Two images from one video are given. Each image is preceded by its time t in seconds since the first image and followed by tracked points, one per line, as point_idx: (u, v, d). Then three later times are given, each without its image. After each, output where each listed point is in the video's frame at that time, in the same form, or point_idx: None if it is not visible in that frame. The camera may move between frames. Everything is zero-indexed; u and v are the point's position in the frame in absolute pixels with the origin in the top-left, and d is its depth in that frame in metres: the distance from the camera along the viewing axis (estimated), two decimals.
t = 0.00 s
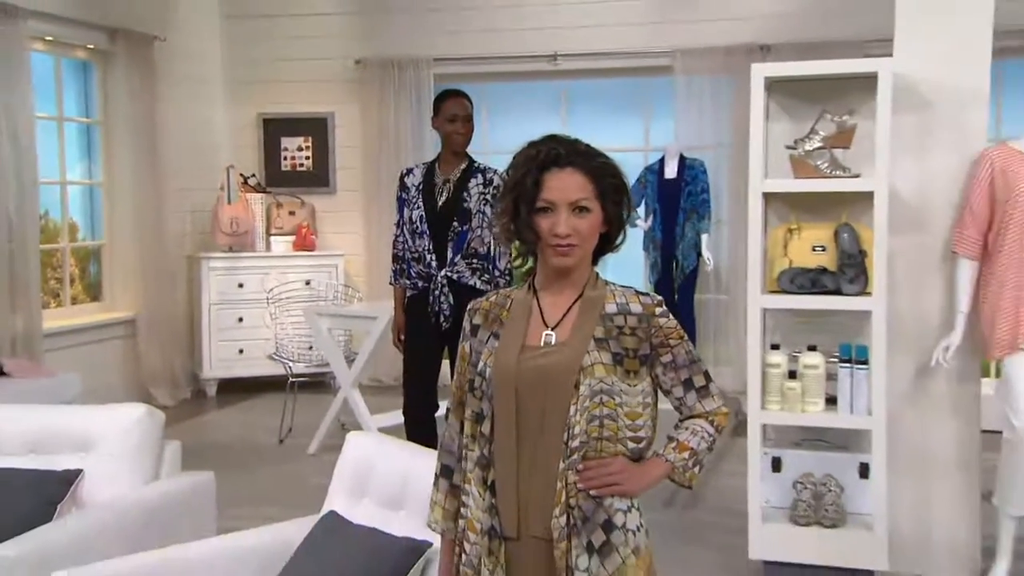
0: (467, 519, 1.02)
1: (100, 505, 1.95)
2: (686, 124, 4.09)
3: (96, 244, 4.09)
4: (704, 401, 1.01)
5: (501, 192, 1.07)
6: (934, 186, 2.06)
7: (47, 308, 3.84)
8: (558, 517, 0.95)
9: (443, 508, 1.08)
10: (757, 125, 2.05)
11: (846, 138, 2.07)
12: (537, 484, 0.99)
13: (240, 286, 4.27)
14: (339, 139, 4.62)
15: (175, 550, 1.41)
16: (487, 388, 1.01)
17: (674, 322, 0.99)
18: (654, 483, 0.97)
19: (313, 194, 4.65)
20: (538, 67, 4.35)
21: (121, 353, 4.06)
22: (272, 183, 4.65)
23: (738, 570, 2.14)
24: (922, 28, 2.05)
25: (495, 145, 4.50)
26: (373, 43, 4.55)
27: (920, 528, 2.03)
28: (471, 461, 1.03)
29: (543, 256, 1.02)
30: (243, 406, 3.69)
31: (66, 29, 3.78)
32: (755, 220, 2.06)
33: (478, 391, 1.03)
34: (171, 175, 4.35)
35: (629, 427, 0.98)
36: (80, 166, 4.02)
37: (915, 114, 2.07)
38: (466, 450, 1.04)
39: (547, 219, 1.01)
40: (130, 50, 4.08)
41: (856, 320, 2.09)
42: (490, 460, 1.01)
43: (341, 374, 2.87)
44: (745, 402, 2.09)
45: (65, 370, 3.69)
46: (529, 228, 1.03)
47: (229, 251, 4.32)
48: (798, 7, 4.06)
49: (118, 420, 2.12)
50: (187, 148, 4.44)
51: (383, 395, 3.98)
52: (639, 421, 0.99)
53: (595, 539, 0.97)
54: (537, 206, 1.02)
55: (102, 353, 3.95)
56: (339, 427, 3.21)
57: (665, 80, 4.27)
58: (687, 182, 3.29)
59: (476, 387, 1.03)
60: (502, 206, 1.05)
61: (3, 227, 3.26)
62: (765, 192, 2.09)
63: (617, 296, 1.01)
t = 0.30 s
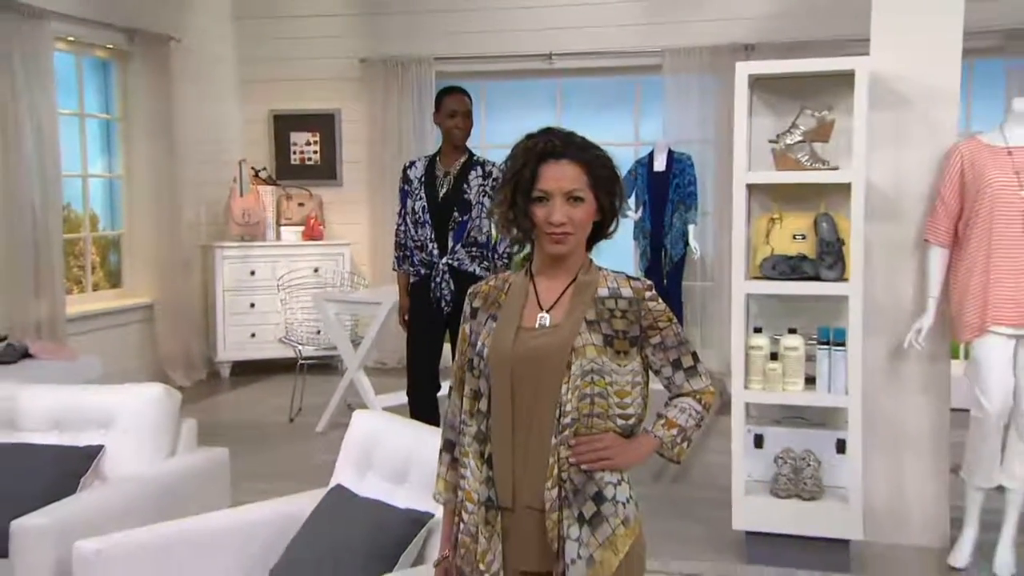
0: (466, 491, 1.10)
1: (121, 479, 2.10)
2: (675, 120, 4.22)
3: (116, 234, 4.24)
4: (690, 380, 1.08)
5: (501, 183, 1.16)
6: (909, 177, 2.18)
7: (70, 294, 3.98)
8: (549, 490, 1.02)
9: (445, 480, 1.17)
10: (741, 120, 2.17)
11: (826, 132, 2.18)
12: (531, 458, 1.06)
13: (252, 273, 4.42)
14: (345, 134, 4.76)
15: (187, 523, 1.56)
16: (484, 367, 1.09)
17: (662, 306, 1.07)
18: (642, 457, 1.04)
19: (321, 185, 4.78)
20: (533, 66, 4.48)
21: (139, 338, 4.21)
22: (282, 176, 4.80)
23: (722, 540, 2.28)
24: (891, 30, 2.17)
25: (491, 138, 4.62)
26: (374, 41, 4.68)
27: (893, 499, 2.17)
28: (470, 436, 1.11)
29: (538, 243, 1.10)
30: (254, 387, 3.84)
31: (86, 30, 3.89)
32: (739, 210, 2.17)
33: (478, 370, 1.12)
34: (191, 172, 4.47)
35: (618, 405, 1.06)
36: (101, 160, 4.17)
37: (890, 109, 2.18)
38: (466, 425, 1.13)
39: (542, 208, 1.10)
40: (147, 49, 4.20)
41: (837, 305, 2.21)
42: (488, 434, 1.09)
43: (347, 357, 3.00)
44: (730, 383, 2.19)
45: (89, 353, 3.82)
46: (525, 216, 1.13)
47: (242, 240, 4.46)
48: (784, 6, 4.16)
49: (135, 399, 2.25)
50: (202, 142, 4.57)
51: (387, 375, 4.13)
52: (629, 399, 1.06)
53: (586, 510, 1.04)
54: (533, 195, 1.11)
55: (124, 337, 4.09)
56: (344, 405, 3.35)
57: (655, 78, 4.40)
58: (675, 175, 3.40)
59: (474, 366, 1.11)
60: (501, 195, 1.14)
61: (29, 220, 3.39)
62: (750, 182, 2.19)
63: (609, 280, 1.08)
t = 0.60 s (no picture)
0: (466, 462, 1.21)
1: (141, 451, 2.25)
2: (663, 114, 4.35)
3: (136, 223, 4.39)
4: (677, 355, 1.21)
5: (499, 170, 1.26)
6: (883, 168, 2.31)
7: (93, 279, 4.13)
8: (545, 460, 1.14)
9: (446, 451, 1.29)
10: (724, 115, 2.30)
11: (805, 124, 2.31)
12: (528, 430, 1.18)
13: (264, 260, 4.59)
14: (351, 128, 4.92)
15: (201, 494, 1.70)
16: (483, 345, 1.20)
17: (650, 287, 1.19)
18: (631, 428, 1.15)
19: (329, 177, 4.95)
20: (529, 63, 4.63)
21: (158, 322, 4.37)
22: (291, 168, 4.96)
23: (707, 510, 2.42)
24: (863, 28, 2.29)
25: (489, 132, 4.77)
26: (377, 39, 4.83)
27: (866, 472, 2.32)
28: (470, 411, 1.22)
29: (534, 228, 1.21)
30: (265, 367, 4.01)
31: (108, 30, 4.02)
32: (723, 199, 2.30)
33: (476, 348, 1.23)
34: (205, 167, 4.64)
35: (609, 380, 1.17)
36: (121, 153, 4.32)
37: (863, 104, 2.31)
38: (466, 400, 1.24)
39: (537, 194, 1.20)
40: (165, 48, 4.36)
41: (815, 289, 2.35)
42: (487, 408, 1.20)
43: (353, 339, 3.15)
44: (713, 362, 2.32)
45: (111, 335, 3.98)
46: (522, 203, 1.23)
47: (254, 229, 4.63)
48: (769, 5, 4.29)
49: (154, 376, 2.42)
50: (215, 137, 4.72)
51: (391, 357, 4.29)
52: (619, 374, 1.18)
53: (578, 479, 1.16)
54: (529, 181, 1.21)
55: (143, 321, 4.25)
56: (349, 384, 3.51)
57: (645, 76, 4.54)
58: (664, 167, 3.55)
59: (473, 344, 1.22)
60: (500, 182, 1.25)
61: (55, 211, 3.55)
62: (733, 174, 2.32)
63: (600, 263, 1.20)
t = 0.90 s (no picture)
0: (465, 441, 1.30)
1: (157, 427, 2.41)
2: (652, 110, 4.57)
3: (151, 214, 4.59)
4: (663, 334, 1.31)
5: (496, 160, 1.35)
6: (858, 160, 2.45)
7: (111, 267, 4.32)
8: (544, 436, 1.23)
9: (443, 430, 1.38)
10: (709, 110, 2.43)
11: (785, 119, 2.44)
12: (525, 408, 1.27)
13: (273, 250, 4.77)
14: (355, 124, 5.10)
15: (211, 467, 1.85)
16: (481, 329, 1.29)
17: (638, 271, 1.29)
18: (622, 404, 1.26)
19: (335, 170, 5.13)
20: (524, 62, 4.81)
21: (173, 307, 4.58)
22: (300, 161, 5.15)
23: (693, 484, 2.57)
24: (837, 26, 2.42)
25: (487, 127, 5.01)
26: (379, 39, 5.00)
27: (841, 447, 2.46)
28: (469, 391, 1.31)
29: (529, 217, 1.31)
30: (275, 351, 4.19)
31: (126, 30, 4.20)
32: (708, 190, 2.44)
33: (474, 331, 1.32)
34: (217, 161, 4.80)
35: (600, 359, 1.27)
36: (137, 147, 4.51)
37: (838, 99, 2.45)
38: (464, 380, 1.33)
39: (533, 185, 1.29)
40: (179, 48, 4.54)
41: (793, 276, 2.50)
42: (485, 388, 1.29)
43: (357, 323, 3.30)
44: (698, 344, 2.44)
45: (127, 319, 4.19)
46: (518, 193, 1.31)
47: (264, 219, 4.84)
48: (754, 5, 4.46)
49: (167, 357, 2.59)
50: (227, 134, 4.89)
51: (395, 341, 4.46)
52: (610, 353, 1.28)
53: (573, 453, 1.25)
54: (526, 172, 1.30)
55: (161, 306, 4.46)
56: (354, 364, 3.67)
57: (634, 73, 4.75)
58: (652, 161, 3.68)
59: (471, 328, 1.31)
60: (496, 172, 1.33)
61: (74, 205, 3.75)
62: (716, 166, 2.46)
63: (590, 249, 1.29)
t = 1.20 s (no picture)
0: (460, 419, 1.40)
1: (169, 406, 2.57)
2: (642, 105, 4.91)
3: (166, 205, 4.93)
4: (644, 319, 1.43)
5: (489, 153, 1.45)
6: (832, 154, 2.59)
7: (128, 255, 4.65)
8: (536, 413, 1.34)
9: (437, 409, 1.49)
10: (693, 104, 2.57)
11: (763, 115, 2.59)
12: (517, 388, 1.38)
13: (281, 238, 5.13)
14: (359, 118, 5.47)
15: (221, 444, 2.01)
16: (475, 314, 1.39)
17: (622, 259, 1.41)
18: (606, 384, 1.37)
19: (339, 163, 5.52)
20: (518, 60, 5.15)
21: (186, 293, 4.94)
22: (306, 155, 5.54)
23: (674, 461, 2.72)
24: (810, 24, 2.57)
25: (483, 122, 5.36)
26: (381, 39, 5.37)
27: (815, 423, 2.62)
28: (464, 372, 1.41)
29: (522, 208, 1.40)
30: (282, 335, 4.41)
31: (139, 30, 4.49)
32: (692, 181, 2.58)
33: (467, 316, 1.42)
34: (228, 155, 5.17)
35: (587, 341, 1.38)
36: (152, 141, 4.84)
37: (815, 96, 2.59)
38: (458, 362, 1.43)
39: (526, 177, 1.39)
40: (192, 48, 4.87)
41: (769, 263, 2.65)
42: (479, 369, 1.40)
43: (360, 310, 3.47)
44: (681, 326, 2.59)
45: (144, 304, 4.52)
46: (512, 185, 1.41)
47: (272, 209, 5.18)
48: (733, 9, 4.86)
49: (180, 340, 2.77)
50: (237, 129, 5.25)
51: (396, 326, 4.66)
52: (595, 336, 1.39)
53: (562, 429, 1.36)
54: (519, 165, 1.40)
55: (175, 292, 4.81)
56: (357, 348, 3.84)
57: (622, 71, 5.08)
58: (640, 154, 3.82)
59: (465, 313, 1.41)
60: (489, 165, 1.43)
61: (93, 196, 4.03)
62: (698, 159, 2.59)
63: (577, 239, 1.40)
